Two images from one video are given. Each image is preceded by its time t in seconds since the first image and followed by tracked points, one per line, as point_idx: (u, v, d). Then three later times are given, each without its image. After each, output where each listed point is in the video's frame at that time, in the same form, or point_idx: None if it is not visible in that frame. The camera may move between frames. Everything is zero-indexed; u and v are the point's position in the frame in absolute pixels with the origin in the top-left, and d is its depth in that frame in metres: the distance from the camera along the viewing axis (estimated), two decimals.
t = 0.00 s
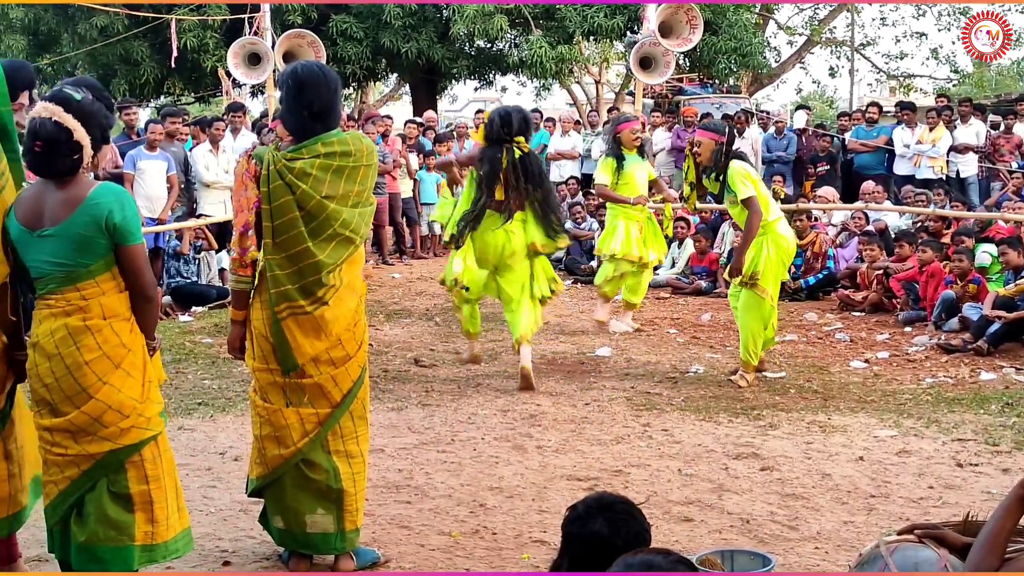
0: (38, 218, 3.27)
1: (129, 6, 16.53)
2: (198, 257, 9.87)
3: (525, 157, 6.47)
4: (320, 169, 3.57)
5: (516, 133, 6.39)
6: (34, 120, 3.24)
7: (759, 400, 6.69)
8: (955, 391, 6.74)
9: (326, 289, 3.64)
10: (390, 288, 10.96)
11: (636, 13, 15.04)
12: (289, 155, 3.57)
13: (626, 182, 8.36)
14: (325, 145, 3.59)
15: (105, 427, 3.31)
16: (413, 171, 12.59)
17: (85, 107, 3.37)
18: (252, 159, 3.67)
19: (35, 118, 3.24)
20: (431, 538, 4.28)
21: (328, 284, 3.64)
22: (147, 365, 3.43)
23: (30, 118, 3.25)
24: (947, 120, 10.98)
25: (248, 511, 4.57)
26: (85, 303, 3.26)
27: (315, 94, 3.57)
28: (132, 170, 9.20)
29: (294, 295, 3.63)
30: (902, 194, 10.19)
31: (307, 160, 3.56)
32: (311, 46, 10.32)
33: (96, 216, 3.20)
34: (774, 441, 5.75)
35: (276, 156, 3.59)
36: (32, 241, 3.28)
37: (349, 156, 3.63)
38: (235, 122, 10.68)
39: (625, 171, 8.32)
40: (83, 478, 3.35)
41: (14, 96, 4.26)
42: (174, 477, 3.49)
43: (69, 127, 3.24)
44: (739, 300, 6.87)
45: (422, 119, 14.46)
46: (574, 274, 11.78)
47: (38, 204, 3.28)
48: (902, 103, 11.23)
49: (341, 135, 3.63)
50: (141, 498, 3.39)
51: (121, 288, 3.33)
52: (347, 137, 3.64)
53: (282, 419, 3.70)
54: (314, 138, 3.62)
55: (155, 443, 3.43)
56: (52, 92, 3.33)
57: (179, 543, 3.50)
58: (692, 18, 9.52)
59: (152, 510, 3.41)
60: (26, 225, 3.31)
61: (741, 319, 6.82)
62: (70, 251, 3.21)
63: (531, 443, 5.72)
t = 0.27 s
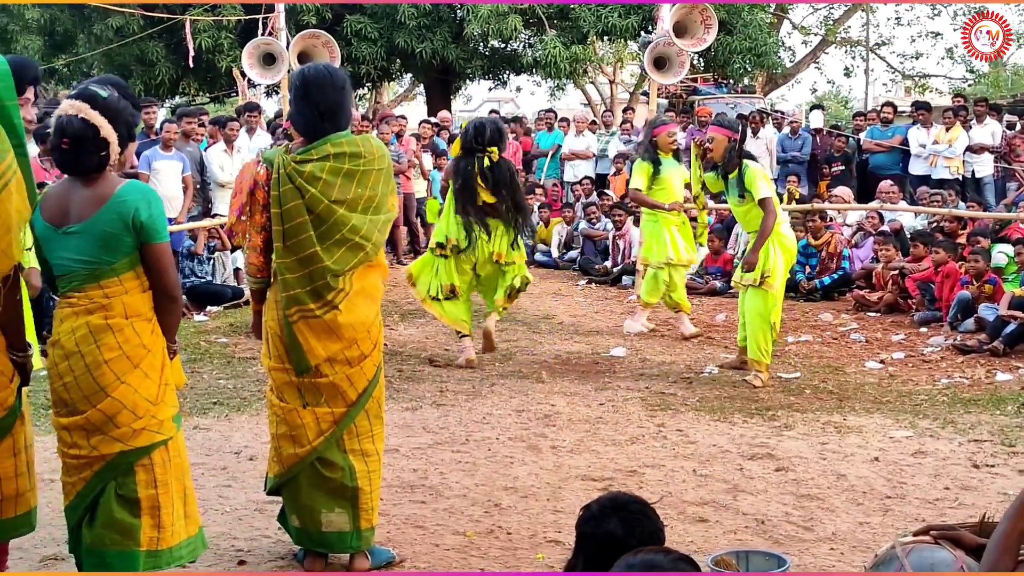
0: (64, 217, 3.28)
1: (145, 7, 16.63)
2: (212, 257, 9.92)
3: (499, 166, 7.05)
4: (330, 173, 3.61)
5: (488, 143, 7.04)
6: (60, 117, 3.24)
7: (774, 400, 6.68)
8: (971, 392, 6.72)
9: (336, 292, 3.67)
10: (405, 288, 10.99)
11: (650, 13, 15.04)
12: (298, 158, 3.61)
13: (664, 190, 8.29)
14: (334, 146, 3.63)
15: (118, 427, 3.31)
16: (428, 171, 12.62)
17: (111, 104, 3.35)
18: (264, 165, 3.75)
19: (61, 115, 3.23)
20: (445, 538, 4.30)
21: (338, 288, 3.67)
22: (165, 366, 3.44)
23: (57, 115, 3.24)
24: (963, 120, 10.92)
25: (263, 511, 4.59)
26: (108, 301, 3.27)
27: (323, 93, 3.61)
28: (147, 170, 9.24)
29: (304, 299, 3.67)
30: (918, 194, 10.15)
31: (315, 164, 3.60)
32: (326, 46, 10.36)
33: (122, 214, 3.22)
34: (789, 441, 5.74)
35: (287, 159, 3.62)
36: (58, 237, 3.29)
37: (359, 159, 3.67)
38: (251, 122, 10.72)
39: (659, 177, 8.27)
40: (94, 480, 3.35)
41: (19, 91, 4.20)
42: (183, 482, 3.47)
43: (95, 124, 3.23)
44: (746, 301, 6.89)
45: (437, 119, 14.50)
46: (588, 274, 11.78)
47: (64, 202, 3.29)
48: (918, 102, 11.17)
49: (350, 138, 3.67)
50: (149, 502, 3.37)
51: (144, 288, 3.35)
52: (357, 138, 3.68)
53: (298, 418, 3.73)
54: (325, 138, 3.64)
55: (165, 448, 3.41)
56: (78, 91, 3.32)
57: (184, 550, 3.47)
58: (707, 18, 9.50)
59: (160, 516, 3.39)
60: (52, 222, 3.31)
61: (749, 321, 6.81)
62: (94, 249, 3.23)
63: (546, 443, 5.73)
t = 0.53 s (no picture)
0: (84, 215, 3.25)
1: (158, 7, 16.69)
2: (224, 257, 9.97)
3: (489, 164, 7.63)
4: (335, 174, 3.61)
5: (483, 140, 7.54)
6: (86, 114, 3.22)
7: (785, 399, 6.68)
8: (983, 392, 6.70)
9: (339, 295, 3.67)
10: (416, 288, 11.01)
11: (662, 13, 15.04)
12: (302, 159, 3.63)
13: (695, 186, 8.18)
14: (339, 145, 3.63)
15: (135, 429, 3.28)
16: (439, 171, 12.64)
17: (136, 103, 3.29)
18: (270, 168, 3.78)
19: (87, 112, 3.22)
20: (456, 538, 4.31)
21: (341, 290, 3.67)
22: (183, 368, 3.41)
23: (82, 112, 3.22)
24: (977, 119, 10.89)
25: (274, 510, 4.61)
26: (128, 302, 3.25)
27: (325, 89, 3.65)
28: (160, 170, 9.29)
29: (308, 301, 3.68)
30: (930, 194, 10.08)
31: (320, 165, 3.61)
32: (339, 47, 10.37)
33: (147, 215, 3.19)
34: (801, 442, 5.74)
35: (293, 159, 3.65)
36: (78, 236, 3.25)
37: (367, 160, 3.65)
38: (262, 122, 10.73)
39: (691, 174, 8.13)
40: (109, 482, 3.32)
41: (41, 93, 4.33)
42: (197, 485, 3.44)
43: (122, 122, 3.22)
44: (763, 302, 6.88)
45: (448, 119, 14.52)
46: (600, 274, 11.78)
47: (85, 201, 3.25)
48: (931, 102, 11.16)
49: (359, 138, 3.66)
50: (163, 505, 3.34)
51: (164, 288, 3.32)
52: (363, 138, 3.66)
53: (309, 419, 3.75)
54: (326, 135, 3.66)
55: (180, 450, 3.38)
56: (106, 92, 3.24)
57: (200, 553, 3.43)
58: (719, 18, 9.42)
59: (174, 518, 3.36)
60: (71, 220, 3.27)
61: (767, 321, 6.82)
62: (116, 248, 3.21)
63: (557, 443, 5.73)
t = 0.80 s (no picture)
0: (91, 216, 3.16)
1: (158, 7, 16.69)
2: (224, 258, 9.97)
3: (479, 156, 8.11)
4: (321, 175, 3.64)
5: (467, 134, 7.99)
6: (101, 116, 3.14)
7: (785, 400, 6.69)
8: (983, 392, 6.71)
9: (317, 298, 3.66)
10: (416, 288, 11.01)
11: (663, 13, 15.06)
12: (291, 159, 3.68)
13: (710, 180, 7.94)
14: (328, 145, 3.66)
15: (142, 431, 3.21)
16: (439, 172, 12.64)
17: (147, 104, 3.32)
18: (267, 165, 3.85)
19: (103, 114, 3.14)
20: (456, 538, 4.31)
21: (321, 293, 3.66)
22: (187, 369, 3.36)
23: (96, 113, 3.14)
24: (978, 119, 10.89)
25: (273, 510, 4.62)
26: (136, 303, 3.19)
27: (319, 90, 3.69)
28: (162, 170, 9.31)
29: (287, 303, 3.69)
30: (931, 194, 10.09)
31: (307, 166, 3.65)
32: (339, 47, 10.37)
33: (160, 219, 3.16)
34: (801, 442, 5.74)
35: (283, 159, 3.70)
36: (83, 236, 3.17)
37: (353, 160, 3.67)
38: (262, 123, 10.73)
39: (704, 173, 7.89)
40: (111, 485, 3.25)
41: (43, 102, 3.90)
42: (200, 487, 3.38)
43: (139, 125, 3.17)
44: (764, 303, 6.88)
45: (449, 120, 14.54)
46: (599, 274, 11.79)
47: (91, 202, 3.16)
48: (931, 103, 11.18)
49: (348, 139, 3.69)
50: (167, 507, 3.27)
51: (171, 289, 3.29)
52: (355, 139, 3.69)
53: (306, 419, 3.74)
54: (318, 135, 3.71)
55: (184, 451, 3.32)
56: (117, 92, 3.27)
57: (202, 554, 3.39)
58: (720, 18, 9.41)
59: (178, 520, 3.30)
60: (76, 220, 3.18)
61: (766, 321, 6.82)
62: (127, 251, 3.15)
63: (557, 443, 5.74)
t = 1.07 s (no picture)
0: (94, 218, 3.14)
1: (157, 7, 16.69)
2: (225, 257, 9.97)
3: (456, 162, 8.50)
4: (314, 175, 3.62)
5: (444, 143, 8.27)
6: (105, 117, 3.12)
7: (785, 399, 6.68)
8: (983, 392, 6.71)
9: (306, 299, 3.63)
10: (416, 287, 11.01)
11: (662, 13, 15.07)
12: (287, 160, 3.66)
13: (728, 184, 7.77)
14: (323, 145, 3.63)
15: (145, 432, 3.21)
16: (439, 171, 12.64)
17: (148, 104, 3.32)
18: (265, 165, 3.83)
19: (106, 115, 3.12)
20: (456, 538, 4.31)
21: (310, 294, 3.63)
22: (189, 369, 3.37)
23: (99, 115, 3.12)
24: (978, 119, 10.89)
25: (273, 510, 4.62)
26: (141, 305, 3.20)
27: (315, 92, 3.67)
28: (162, 170, 9.30)
29: (277, 303, 3.69)
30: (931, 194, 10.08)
31: (301, 166, 3.63)
32: (339, 47, 10.35)
33: (167, 221, 3.17)
34: (801, 442, 5.74)
35: (279, 159, 3.69)
36: (86, 238, 3.15)
37: (346, 160, 3.63)
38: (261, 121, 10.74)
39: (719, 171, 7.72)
40: (114, 486, 3.24)
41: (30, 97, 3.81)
42: (201, 487, 3.38)
43: (142, 126, 3.16)
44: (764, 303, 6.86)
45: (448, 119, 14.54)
46: (599, 274, 11.79)
47: (94, 203, 3.15)
48: (930, 103, 11.19)
49: (344, 139, 3.65)
50: (170, 507, 3.28)
51: (174, 291, 3.30)
52: (351, 139, 3.66)
53: (305, 420, 3.75)
54: (314, 136, 3.69)
55: (186, 452, 3.32)
56: (117, 93, 3.26)
57: (202, 554, 3.40)
58: (719, 18, 9.40)
59: (180, 521, 3.30)
60: (78, 221, 3.15)
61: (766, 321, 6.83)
62: (132, 253, 3.15)
63: (557, 443, 5.74)
